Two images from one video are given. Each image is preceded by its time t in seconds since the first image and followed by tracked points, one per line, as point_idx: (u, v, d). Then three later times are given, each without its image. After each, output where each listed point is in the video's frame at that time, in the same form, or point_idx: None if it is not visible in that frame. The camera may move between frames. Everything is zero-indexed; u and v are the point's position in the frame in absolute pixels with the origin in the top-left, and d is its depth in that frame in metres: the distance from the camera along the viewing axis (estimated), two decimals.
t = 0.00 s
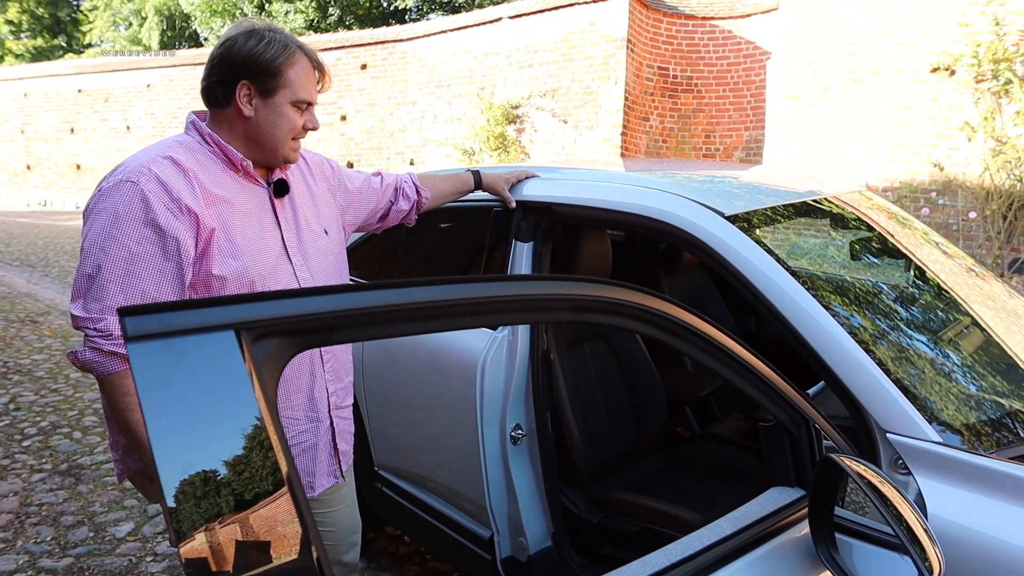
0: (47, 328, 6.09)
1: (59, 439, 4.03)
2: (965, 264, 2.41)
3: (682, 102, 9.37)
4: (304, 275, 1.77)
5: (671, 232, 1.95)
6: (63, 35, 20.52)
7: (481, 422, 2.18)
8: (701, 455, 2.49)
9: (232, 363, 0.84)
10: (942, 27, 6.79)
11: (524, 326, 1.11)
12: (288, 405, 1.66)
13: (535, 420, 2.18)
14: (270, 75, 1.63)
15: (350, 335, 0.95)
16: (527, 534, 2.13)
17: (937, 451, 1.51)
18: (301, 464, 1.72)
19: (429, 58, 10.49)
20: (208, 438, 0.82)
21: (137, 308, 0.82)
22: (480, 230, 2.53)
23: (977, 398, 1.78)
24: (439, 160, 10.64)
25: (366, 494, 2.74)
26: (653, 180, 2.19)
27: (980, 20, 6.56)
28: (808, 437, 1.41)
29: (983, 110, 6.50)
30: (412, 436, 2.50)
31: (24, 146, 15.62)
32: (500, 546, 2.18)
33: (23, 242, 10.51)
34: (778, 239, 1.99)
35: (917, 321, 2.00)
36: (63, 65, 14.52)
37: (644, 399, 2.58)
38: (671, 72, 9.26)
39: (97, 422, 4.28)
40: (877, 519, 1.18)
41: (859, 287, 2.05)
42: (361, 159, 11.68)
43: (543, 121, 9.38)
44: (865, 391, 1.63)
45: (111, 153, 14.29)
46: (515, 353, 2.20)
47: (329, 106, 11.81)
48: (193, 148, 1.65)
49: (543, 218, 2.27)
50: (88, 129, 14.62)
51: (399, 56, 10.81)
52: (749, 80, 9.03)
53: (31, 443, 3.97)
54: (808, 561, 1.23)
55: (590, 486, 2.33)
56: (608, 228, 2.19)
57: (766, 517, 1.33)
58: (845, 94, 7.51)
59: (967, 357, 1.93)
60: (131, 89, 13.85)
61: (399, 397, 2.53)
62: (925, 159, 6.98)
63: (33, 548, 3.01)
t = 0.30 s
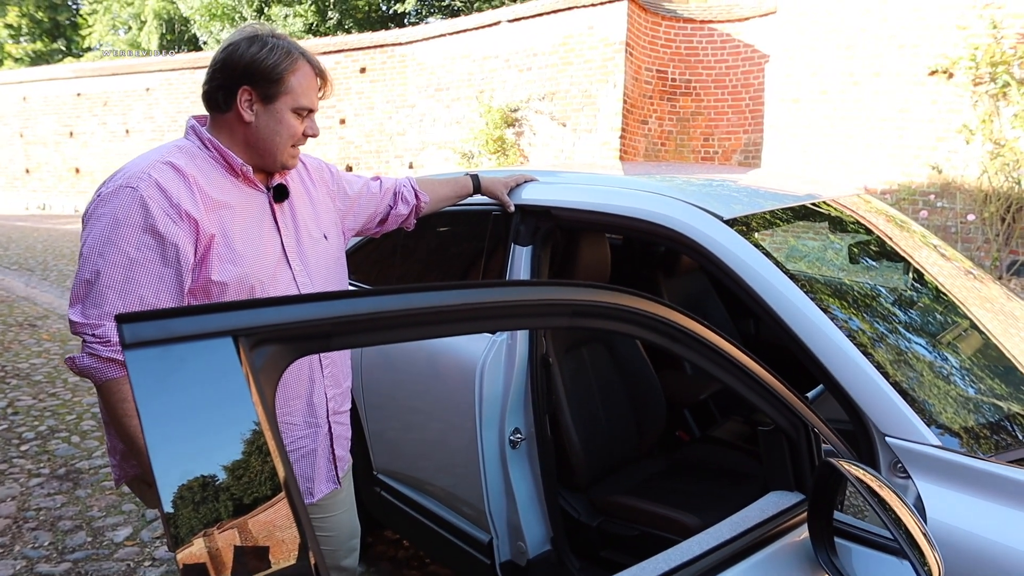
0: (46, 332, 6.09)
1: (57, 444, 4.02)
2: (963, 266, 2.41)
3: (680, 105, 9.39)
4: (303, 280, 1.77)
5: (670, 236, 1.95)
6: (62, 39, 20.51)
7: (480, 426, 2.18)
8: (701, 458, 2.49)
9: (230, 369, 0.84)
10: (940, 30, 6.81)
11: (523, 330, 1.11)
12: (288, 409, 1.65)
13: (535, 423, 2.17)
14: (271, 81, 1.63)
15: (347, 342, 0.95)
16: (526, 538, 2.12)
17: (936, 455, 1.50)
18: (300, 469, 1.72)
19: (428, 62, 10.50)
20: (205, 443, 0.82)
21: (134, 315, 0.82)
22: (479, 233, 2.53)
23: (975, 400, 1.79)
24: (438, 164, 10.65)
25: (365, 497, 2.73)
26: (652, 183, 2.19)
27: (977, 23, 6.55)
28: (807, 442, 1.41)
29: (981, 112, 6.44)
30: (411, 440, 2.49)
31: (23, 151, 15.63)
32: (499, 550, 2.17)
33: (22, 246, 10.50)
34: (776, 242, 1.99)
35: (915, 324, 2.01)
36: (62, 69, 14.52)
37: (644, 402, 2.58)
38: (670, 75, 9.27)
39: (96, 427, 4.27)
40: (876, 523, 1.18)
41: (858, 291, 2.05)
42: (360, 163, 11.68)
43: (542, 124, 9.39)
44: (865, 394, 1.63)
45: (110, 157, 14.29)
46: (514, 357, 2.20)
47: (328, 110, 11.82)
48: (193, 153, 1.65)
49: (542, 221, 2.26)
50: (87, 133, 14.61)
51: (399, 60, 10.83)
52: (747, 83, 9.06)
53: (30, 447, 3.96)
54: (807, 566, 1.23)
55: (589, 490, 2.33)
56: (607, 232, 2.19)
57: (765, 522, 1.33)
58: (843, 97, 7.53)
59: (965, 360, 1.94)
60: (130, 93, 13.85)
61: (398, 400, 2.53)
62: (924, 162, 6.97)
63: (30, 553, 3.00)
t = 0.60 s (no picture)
0: (46, 336, 6.09)
1: (57, 448, 4.02)
2: (962, 270, 2.41)
3: (680, 109, 9.40)
4: (303, 285, 1.77)
5: (669, 241, 1.95)
6: (63, 43, 20.54)
7: (480, 430, 2.18)
8: (701, 463, 2.48)
9: (230, 375, 0.84)
10: (938, 34, 6.83)
11: (523, 336, 1.11)
12: (288, 414, 1.66)
13: (534, 428, 2.17)
14: (266, 85, 1.63)
15: (347, 347, 0.95)
16: (525, 543, 2.12)
17: (935, 458, 1.50)
18: (301, 474, 1.72)
19: (427, 66, 10.52)
20: (204, 448, 0.82)
21: (135, 321, 0.82)
22: (478, 237, 2.54)
23: (975, 404, 1.79)
24: (438, 167, 10.67)
25: (365, 502, 2.73)
26: (652, 188, 2.19)
27: (976, 26, 6.54)
28: (806, 446, 1.41)
29: (980, 116, 6.43)
30: (411, 444, 2.49)
31: (24, 155, 15.66)
32: (499, 554, 2.17)
33: (22, 250, 10.51)
34: (775, 246, 1.99)
35: (914, 328, 2.01)
36: (63, 73, 14.55)
37: (643, 406, 2.58)
38: (669, 79, 9.29)
39: (95, 431, 4.27)
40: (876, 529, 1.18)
41: (857, 295, 2.05)
42: (360, 166, 11.70)
43: (542, 128, 9.40)
44: (864, 398, 1.63)
45: (110, 161, 14.31)
46: (513, 361, 2.20)
47: (328, 114, 11.83)
48: (193, 158, 1.65)
49: (541, 225, 2.27)
50: (88, 137, 14.63)
51: (398, 64, 10.84)
52: (747, 87, 9.05)
53: (29, 452, 3.96)
54: (807, 570, 1.23)
55: (589, 494, 2.33)
56: (606, 236, 2.19)
57: (765, 527, 1.34)
58: (842, 101, 7.54)
59: (965, 363, 1.94)
60: (130, 97, 13.88)
61: (398, 404, 2.53)
62: (923, 165, 6.97)
63: (30, 557, 3.00)
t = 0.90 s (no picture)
0: (47, 336, 6.09)
1: (57, 448, 4.03)
2: (963, 270, 2.41)
3: (680, 109, 9.40)
4: (304, 285, 1.77)
5: (669, 241, 1.96)
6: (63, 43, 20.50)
7: (480, 430, 2.18)
8: (701, 463, 2.49)
9: (231, 374, 0.84)
10: (938, 34, 6.83)
11: (523, 336, 1.11)
12: (288, 415, 1.66)
13: (535, 428, 2.18)
14: (246, 79, 1.64)
15: (348, 348, 0.95)
16: (526, 543, 2.13)
17: (935, 459, 1.51)
18: (301, 474, 1.72)
19: (428, 67, 10.52)
20: (204, 447, 0.82)
21: (136, 321, 0.83)
22: (479, 238, 2.54)
23: (975, 405, 1.79)
24: (439, 168, 10.67)
25: (365, 502, 2.73)
26: (652, 188, 2.19)
27: (976, 27, 6.52)
28: (806, 446, 1.42)
29: (980, 116, 6.42)
30: (412, 444, 2.49)
31: (24, 155, 15.65)
32: (499, 554, 2.17)
33: (23, 250, 10.51)
34: (776, 246, 1.99)
35: (915, 329, 2.01)
36: (64, 74, 14.54)
37: (643, 407, 2.58)
38: (669, 80, 9.30)
39: (96, 431, 4.27)
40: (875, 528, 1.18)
41: (857, 295, 2.05)
42: (361, 167, 11.70)
43: (542, 129, 9.41)
44: (864, 399, 1.63)
45: (111, 161, 14.31)
46: (513, 362, 2.20)
47: (329, 114, 11.82)
48: (193, 159, 1.66)
49: (542, 226, 2.27)
50: (88, 137, 14.64)
51: (399, 64, 10.83)
52: (747, 87, 9.05)
53: (30, 452, 3.96)
54: (806, 570, 1.23)
55: (589, 495, 2.33)
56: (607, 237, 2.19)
57: (764, 527, 1.34)
58: (843, 101, 7.54)
59: (965, 364, 1.94)
60: (131, 97, 13.87)
61: (398, 405, 2.53)
62: (923, 166, 6.96)
63: (31, 557, 3.00)
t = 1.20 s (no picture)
0: (50, 335, 6.11)
1: (60, 446, 4.04)
2: (965, 270, 2.41)
3: (682, 108, 9.39)
4: (306, 284, 1.78)
5: (672, 240, 1.96)
6: (66, 43, 20.50)
7: (482, 429, 2.18)
8: (703, 462, 2.49)
9: (234, 372, 0.84)
10: (940, 32, 6.81)
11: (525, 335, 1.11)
12: (290, 413, 1.66)
13: (536, 427, 2.18)
14: (232, 77, 1.63)
15: (350, 344, 0.95)
16: (528, 541, 2.13)
17: (937, 458, 1.50)
18: (304, 472, 1.72)
19: (429, 65, 10.52)
20: (207, 445, 0.82)
21: (139, 319, 0.83)
22: (481, 237, 2.54)
23: (978, 404, 1.79)
24: (440, 167, 10.66)
25: (367, 500, 2.74)
26: (655, 187, 2.19)
27: (978, 25, 6.51)
28: (808, 444, 1.41)
29: (983, 115, 6.42)
30: (414, 442, 2.49)
31: (27, 154, 15.68)
32: (502, 552, 2.18)
33: (26, 249, 10.52)
34: (778, 245, 1.99)
35: (917, 327, 2.01)
36: (66, 73, 14.54)
37: (645, 406, 2.59)
38: (671, 78, 9.29)
39: (98, 429, 4.28)
40: (877, 526, 1.18)
41: (859, 294, 2.05)
42: (363, 166, 11.70)
43: (544, 127, 9.40)
44: (866, 397, 1.63)
45: (114, 161, 14.32)
46: (515, 360, 2.20)
47: (331, 113, 11.82)
48: (196, 158, 1.66)
49: (543, 225, 2.27)
50: (91, 136, 14.64)
51: (400, 63, 10.82)
52: (749, 86, 9.04)
53: (33, 450, 3.97)
54: (808, 569, 1.23)
55: (591, 493, 2.33)
56: (609, 236, 2.19)
57: (766, 525, 1.34)
58: (845, 100, 7.53)
59: (967, 363, 1.94)
60: (133, 96, 13.88)
61: (400, 403, 2.53)
62: (925, 164, 6.95)
63: (34, 555, 3.01)
